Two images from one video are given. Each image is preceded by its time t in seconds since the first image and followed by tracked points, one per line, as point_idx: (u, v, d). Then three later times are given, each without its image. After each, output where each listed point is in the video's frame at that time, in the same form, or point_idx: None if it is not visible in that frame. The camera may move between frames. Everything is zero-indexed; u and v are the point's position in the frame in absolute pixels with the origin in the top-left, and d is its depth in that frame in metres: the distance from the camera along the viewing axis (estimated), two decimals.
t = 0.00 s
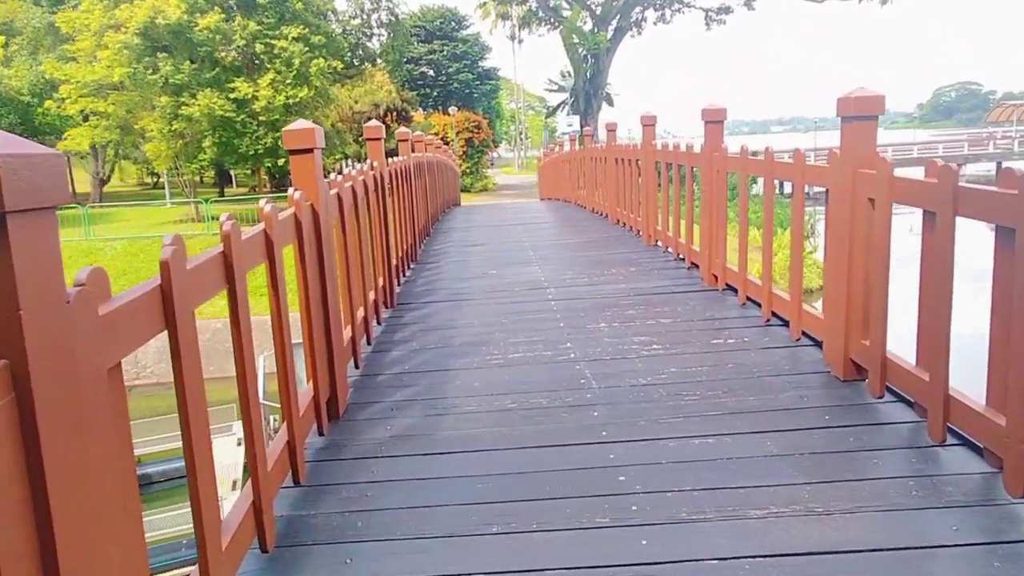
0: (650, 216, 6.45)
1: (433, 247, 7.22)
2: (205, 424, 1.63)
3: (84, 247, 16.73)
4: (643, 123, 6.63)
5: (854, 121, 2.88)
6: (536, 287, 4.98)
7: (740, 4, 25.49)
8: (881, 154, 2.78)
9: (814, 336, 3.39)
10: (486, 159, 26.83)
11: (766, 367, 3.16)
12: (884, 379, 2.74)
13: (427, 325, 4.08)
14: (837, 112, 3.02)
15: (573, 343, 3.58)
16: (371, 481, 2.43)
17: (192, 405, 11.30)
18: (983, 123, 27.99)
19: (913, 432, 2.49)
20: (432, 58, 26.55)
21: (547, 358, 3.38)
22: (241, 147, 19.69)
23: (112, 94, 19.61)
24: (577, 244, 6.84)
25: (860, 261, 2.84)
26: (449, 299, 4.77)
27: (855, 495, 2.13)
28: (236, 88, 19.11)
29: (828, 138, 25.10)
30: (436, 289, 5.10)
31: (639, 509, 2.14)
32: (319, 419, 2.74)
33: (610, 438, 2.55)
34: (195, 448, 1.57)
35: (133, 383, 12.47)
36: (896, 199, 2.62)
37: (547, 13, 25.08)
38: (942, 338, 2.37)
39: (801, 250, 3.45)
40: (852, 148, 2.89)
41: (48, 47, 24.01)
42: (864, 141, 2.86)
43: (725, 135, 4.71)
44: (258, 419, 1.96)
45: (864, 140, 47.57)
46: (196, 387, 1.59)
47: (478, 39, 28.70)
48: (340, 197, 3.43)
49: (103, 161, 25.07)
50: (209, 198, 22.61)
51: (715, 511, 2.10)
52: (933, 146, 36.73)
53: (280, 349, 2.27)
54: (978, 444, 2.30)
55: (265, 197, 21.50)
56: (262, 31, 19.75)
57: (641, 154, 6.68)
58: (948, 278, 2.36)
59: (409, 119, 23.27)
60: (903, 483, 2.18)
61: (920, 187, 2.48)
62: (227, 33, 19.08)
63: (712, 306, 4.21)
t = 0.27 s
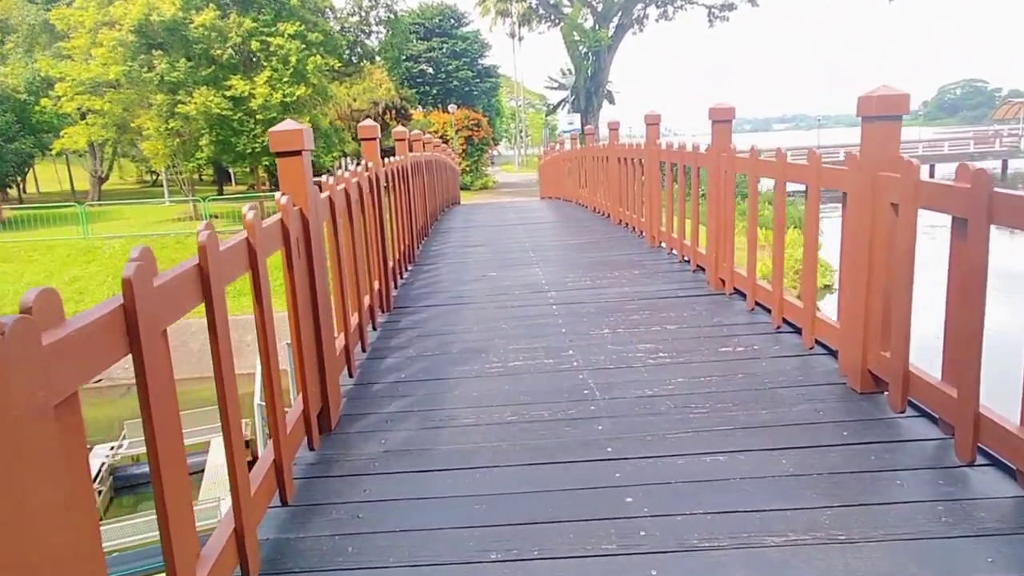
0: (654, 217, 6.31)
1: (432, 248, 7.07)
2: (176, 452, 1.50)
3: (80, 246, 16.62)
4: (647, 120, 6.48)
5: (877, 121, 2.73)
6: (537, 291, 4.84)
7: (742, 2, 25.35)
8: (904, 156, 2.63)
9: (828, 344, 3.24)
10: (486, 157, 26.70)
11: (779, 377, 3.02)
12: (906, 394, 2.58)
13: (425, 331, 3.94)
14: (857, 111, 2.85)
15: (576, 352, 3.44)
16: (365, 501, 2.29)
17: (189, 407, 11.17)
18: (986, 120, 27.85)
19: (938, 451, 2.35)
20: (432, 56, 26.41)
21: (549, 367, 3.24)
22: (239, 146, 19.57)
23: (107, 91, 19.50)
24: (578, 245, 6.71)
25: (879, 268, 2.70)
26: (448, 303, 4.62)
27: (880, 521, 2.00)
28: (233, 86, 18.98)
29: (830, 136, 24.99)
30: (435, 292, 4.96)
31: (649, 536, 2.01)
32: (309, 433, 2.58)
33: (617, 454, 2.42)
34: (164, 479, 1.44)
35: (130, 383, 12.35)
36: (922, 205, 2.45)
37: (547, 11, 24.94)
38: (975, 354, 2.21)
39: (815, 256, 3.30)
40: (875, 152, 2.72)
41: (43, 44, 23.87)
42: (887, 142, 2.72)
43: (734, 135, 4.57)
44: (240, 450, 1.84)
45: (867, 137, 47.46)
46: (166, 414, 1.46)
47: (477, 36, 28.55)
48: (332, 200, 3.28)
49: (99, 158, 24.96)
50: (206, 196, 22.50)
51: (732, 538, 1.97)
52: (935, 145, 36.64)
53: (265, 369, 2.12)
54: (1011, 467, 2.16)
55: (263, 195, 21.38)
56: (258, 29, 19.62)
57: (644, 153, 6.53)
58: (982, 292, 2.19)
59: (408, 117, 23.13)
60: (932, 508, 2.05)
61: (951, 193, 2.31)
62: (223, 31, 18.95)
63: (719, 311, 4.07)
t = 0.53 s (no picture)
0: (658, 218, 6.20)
1: (429, 249, 6.95)
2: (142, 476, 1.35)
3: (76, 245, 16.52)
4: (650, 119, 6.36)
5: (901, 121, 2.61)
6: (537, 294, 4.72)
7: None
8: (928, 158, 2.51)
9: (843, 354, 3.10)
10: (485, 155, 26.57)
11: (792, 389, 2.90)
12: (930, 409, 2.44)
13: (424, 336, 3.83)
14: (882, 106, 2.67)
15: (579, 360, 3.33)
16: (358, 523, 2.13)
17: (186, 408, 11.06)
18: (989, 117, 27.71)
19: (962, 469, 2.22)
20: (431, 53, 26.28)
21: (551, 378, 3.12)
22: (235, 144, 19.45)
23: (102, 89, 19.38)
24: (581, 246, 6.59)
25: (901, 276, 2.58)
26: (446, 307, 4.50)
27: (906, 549, 1.87)
28: (229, 83, 18.86)
29: (832, 131, 25.05)
30: (433, 296, 4.84)
31: (659, 563, 1.88)
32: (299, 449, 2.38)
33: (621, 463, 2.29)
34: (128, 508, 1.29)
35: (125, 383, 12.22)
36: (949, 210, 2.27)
37: (547, 7, 24.80)
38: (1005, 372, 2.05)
39: (830, 263, 3.18)
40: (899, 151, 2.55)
41: (37, 41, 23.74)
42: (907, 143, 2.60)
43: (743, 134, 4.44)
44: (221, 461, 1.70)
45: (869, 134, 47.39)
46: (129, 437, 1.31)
47: (477, 33, 28.43)
48: (324, 206, 3.14)
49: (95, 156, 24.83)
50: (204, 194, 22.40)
51: (747, 566, 1.84)
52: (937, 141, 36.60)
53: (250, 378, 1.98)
54: None
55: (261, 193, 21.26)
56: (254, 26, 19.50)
57: (648, 152, 6.40)
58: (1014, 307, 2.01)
59: (407, 115, 23.00)
60: (960, 534, 1.92)
61: (980, 198, 2.12)
62: (218, 28, 18.83)
63: (724, 318, 3.95)
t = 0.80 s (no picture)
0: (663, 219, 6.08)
1: (428, 250, 6.82)
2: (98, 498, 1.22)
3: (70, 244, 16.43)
4: (654, 117, 6.23)
5: (928, 118, 2.49)
6: (538, 298, 4.58)
7: None
8: (956, 159, 2.39)
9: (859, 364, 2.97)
10: (485, 154, 26.47)
11: (804, 402, 2.75)
12: (953, 424, 2.31)
13: (421, 342, 3.70)
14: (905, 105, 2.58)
15: (581, 369, 3.20)
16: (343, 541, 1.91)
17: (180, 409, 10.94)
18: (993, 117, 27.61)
19: (989, 490, 2.07)
20: (430, 51, 26.18)
21: (552, 387, 2.98)
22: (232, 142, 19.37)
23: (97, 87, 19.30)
24: (581, 248, 6.46)
25: (929, 281, 2.47)
26: (444, 311, 4.37)
27: None
28: (225, 81, 18.77)
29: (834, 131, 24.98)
30: (430, 300, 4.71)
31: None
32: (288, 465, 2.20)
33: (626, 480, 2.15)
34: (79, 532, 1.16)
35: (120, 384, 12.09)
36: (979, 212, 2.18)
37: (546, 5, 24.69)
38: None
39: (846, 268, 3.06)
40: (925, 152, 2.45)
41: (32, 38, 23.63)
42: (931, 143, 2.49)
43: (753, 133, 4.31)
44: (191, 469, 1.56)
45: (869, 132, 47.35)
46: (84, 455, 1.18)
47: (476, 31, 28.32)
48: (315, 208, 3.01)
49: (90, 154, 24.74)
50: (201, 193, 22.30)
51: None
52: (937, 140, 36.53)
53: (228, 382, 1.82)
54: None
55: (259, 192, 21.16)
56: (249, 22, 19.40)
57: (651, 151, 6.28)
58: None
59: (406, 114, 22.90)
60: (988, 561, 1.76)
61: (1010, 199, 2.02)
62: (214, 24, 18.73)
63: (732, 324, 3.82)
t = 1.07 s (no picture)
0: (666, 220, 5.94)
1: (426, 250, 6.67)
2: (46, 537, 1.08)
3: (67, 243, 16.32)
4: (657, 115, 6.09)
5: (953, 115, 2.34)
6: (539, 302, 4.44)
7: None
8: (985, 157, 2.25)
9: (877, 374, 2.82)
10: (484, 152, 26.32)
11: (823, 414, 2.60)
12: (985, 442, 2.16)
13: (418, 350, 3.56)
14: (929, 101, 2.43)
15: (585, 379, 3.06)
16: None
17: (175, 412, 10.80)
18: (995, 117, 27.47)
19: None
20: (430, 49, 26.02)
21: (554, 399, 2.84)
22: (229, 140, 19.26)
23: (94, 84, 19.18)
24: (583, 249, 6.32)
25: (956, 288, 2.32)
26: (442, 316, 4.22)
27: None
28: (224, 78, 18.64)
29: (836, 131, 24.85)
30: (428, 304, 4.56)
31: None
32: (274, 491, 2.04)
33: (637, 505, 2.00)
34: None
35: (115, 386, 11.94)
36: (1014, 216, 2.04)
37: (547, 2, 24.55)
38: None
39: (864, 273, 2.92)
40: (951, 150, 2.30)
41: (29, 35, 23.48)
42: (956, 141, 2.35)
43: (760, 132, 4.16)
44: (159, 494, 1.42)
45: (868, 131, 47.30)
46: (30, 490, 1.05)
47: (476, 29, 28.17)
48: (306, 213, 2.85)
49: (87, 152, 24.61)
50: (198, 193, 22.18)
51: None
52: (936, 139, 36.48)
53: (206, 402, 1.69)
54: None
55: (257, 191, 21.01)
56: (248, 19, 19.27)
57: (654, 150, 6.13)
58: None
59: (405, 113, 22.75)
60: None
61: None
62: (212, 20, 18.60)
63: (740, 330, 3.68)
